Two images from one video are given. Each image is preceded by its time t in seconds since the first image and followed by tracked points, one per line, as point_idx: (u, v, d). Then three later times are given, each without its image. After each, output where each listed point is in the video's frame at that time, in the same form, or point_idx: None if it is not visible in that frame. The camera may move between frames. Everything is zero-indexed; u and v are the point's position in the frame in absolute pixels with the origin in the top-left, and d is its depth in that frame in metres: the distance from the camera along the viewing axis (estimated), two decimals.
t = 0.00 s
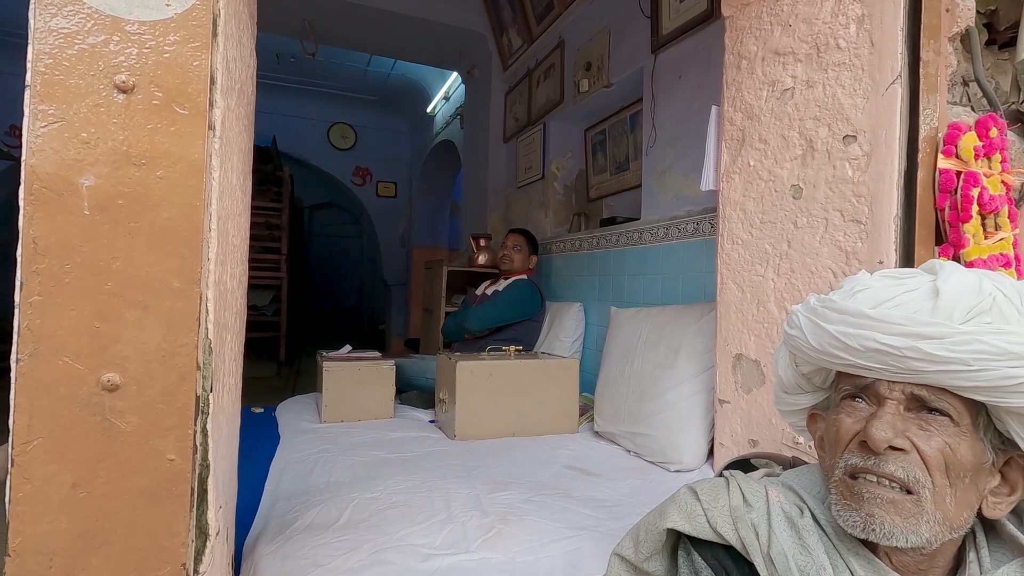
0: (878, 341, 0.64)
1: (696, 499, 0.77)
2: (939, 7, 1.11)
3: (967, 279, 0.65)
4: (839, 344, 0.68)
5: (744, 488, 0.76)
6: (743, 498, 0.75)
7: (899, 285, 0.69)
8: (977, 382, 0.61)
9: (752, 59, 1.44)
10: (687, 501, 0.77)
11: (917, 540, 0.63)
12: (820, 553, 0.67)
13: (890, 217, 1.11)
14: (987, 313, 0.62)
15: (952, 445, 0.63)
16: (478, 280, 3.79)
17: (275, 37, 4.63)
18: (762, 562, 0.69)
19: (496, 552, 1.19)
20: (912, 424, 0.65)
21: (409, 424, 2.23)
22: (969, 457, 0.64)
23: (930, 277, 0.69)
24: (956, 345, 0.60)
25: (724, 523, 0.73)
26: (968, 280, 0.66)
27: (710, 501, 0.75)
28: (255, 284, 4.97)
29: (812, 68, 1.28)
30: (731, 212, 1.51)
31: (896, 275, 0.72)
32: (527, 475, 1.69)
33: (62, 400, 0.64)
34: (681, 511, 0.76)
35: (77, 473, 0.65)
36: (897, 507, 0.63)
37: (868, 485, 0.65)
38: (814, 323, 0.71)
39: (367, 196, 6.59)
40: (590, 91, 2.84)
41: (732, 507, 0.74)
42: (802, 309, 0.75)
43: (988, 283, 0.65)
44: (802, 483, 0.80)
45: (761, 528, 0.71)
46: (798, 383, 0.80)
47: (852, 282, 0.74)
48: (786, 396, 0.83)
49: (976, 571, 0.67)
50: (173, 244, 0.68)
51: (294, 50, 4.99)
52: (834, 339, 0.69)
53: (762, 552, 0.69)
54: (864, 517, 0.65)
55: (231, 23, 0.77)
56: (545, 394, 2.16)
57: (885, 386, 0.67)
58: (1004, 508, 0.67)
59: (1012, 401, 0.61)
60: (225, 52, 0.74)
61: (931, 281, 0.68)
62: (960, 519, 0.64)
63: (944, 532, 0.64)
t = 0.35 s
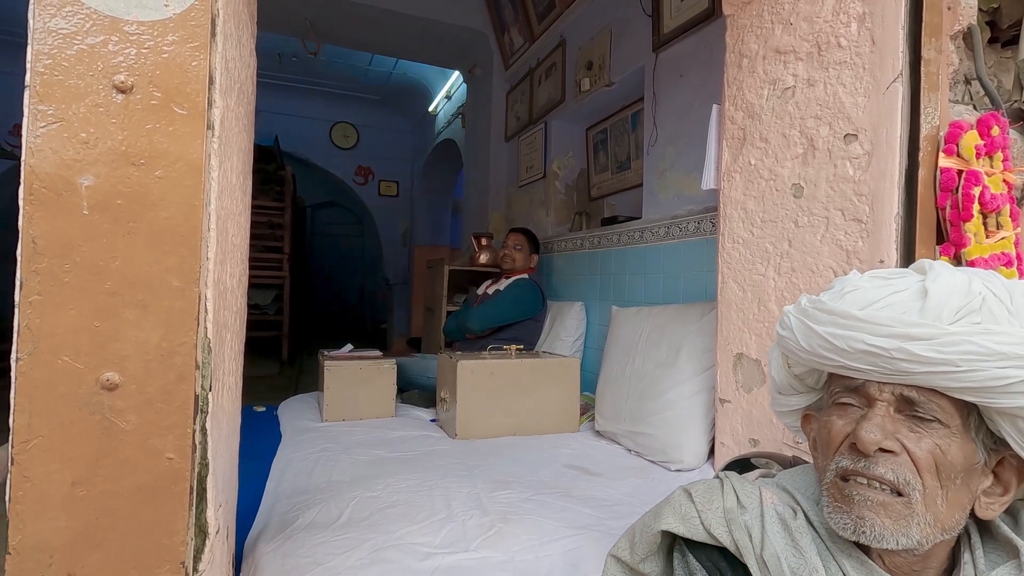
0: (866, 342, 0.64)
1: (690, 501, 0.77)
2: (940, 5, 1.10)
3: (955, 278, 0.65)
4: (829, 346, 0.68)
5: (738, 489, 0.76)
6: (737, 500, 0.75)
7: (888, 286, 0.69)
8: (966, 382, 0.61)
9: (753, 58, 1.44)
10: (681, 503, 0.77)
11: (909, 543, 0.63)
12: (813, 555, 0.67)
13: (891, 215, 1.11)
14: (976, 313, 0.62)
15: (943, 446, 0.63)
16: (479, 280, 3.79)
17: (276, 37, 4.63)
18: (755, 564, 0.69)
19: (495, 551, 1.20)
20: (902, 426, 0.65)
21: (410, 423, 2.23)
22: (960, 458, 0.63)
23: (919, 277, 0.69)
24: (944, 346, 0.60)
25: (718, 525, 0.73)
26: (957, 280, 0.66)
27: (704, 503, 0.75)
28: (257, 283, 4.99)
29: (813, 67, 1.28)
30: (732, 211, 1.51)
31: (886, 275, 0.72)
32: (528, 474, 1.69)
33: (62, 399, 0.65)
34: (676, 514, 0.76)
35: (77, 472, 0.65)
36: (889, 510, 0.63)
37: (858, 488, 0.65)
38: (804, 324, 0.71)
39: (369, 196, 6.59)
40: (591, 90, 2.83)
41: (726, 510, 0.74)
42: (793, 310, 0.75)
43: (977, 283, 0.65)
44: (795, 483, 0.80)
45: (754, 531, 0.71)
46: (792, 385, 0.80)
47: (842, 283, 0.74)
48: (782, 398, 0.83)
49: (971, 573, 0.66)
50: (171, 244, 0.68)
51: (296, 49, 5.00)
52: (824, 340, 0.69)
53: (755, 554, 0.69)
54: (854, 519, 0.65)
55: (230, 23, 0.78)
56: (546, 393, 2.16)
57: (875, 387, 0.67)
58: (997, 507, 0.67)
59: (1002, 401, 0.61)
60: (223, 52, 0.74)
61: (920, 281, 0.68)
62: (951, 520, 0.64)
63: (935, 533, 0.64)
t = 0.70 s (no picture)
0: (808, 340, 0.67)
1: (685, 497, 0.77)
2: (942, 4, 1.10)
3: (897, 273, 0.66)
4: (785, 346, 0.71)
5: (733, 486, 0.77)
6: (731, 496, 0.76)
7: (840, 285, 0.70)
8: (903, 374, 0.62)
9: (755, 56, 1.44)
10: (676, 499, 0.77)
11: (862, 532, 0.65)
12: (806, 552, 0.68)
13: (891, 214, 1.11)
14: (914, 306, 0.63)
15: (893, 439, 0.64)
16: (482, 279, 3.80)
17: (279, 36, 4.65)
18: (748, 558, 0.69)
19: (496, 548, 1.20)
20: (853, 420, 0.66)
21: (412, 421, 2.24)
22: (915, 450, 0.64)
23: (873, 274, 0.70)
24: (875, 340, 0.62)
25: (713, 521, 0.73)
26: (903, 274, 0.67)
27: (699, 499, 0.76)
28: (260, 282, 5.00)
29: (814, 65, 1.28)
30: (733, 210, 1.51)
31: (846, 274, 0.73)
32: (530, 472, 1.70)
33: (67, 395, 0.66)
34: (671, 509, 0.76)
35: (80, 467, 0.66)
36: (838, 500, 0.65)
37: (812, 479, 0.68)
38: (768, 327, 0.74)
39: (372, 195, 6.61)
40: (593, 89, 2.84)
41: (720, 506, 0.74)
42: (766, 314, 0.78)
43: (923, 275, 0.66)
44: (788, 480, 0.81)
45: (748, 526, 0.71)
46: (784, 388, 0.80)
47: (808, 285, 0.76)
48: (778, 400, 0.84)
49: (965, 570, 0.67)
50: (174, 242, 0.69)
51: (299, 49, 5.01)
52: (783, 341, 0.72)
53: (748, 549, 0.70)
54: (808, 508, 0.67)
55: (232, 24, 0.78)
56: (548, 391, 2.17)
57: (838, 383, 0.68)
58: (979, 501, 0.65)
59: (947, 391, 0.61)
60: (225, 52, 0.75)
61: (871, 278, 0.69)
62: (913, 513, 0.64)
63: (893, 524, 0.65)
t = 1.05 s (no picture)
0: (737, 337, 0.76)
1: (670, 479, 0.82)
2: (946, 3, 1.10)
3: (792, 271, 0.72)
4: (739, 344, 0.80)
5: (716, 472, 0.81)
6: (713, 480, 0.80)
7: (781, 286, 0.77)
8: (780, 359, 0.68)
9: (758, 56, 1.43)
10: (663, 481, 0.82)
11: (770, 503, 0.70)
12: (772, 531, 0.70)
13: (894, 214, 1.10)
14: (792, 297, 0.68)
15: (791, 416, 0.69)
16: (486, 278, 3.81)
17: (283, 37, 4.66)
18: (717, 534, 0.73)
19: (499, 546, 1.21)
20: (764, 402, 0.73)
21: (415, 420, 2.25)
22: (807, 427, 0.68)
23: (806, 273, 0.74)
24: (756, 331, 0.70)
25: (690, 500, 0.77)
26: (809, 269, 0.71)
27: (682, 481, 0.80)
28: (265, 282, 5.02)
29: (817, 65, 1.26)
30: (736, 209, 1.49)
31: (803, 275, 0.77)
32: (533, 471, 1.70)
33: (75, 393, 0.66)
34: (657, 489, 0.82)
35: (89, 463, 0.67)
36: (750, 472, 0.74)
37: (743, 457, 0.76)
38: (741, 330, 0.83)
39: (375, 195, 6.62)
40: (597, 89, 2.84)
41: (699, 487, 0.78)
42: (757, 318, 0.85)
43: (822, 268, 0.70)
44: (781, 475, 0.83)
45: (719, 505, 0.75)
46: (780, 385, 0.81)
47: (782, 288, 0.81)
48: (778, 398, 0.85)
49: (914, 554, 0.65)
50: (181, 241, 0.70)
51: (303, 49, 5.03)
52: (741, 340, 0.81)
53: (719, 526, 0.73)
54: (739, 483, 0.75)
55: (238, 25, 0.79)
56: (552, 390, 2.17)
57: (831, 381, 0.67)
58: (876, 480, 0.64)
59: (810, 370, 0.65)
60: (231, 53, 0.76)
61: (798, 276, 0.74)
62: (818, 487, 0.67)
63: (801, 498, 0.68)
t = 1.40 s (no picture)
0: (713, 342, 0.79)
1: (659, 486, 0.85)
2: (948, 2, 1.09)
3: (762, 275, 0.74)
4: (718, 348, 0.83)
5: (702, 476, 0.84)
6: (699, 485, 0.82)
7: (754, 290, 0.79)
8: (754, 364, 0.71)
9: (760, 56, 1.39)
10: (651, 488, 0.85)
11: (752, 507, 0.72)
12: (757, 536, 0.72)
13: (897, 214, 1.09)
14: (763, 303, 0.71)
15: (770, 422, 0.71)
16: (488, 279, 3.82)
17: (287, 37, 4.67)
18: (704, 538, 0.75)
19: (502, 545, 1.21)
20: (741, 406, 0.75)
21: (418, 420, 2.26)
22: (783, 431, 0.70)
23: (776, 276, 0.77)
24: (730, 338, 0.73)
25: (677, 505, 0.80)
26: (778, 274, 0.74)
27: (670, 487, 0.83)
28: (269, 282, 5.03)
29: (819, 65, 1.24)
30: (737, 210, 1.45)
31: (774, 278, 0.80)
32: (536, 470, 1.71)
33: (83, 392, 0.67)
34: (645, 495, 0.84)
35: (96, 461, 0.68)
36: (731, 478, 0.75)
37: (723, 462, 0.78)
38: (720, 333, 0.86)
39: (379, 195, 6.63)
40: (600, 89, 2.84)
41: (686, 492, 0.81)
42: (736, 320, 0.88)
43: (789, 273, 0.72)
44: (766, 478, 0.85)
45: (705, 510, 0.77)
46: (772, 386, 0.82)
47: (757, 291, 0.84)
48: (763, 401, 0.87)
49: (895, 553, 0.68)
50: (187, 242, 0.71)
51: (307, 49, 5.04)
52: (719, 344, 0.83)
53: (705, 530, 0.75)
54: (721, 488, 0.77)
55: (242, 28, 0.80)
56: (554, 390, 2.18)
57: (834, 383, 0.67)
58: (853, 482, 0.67)
59: (783, 374, 0.68)
60: (236, 56, 0.77)
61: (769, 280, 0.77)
62: (797, 490, 0.70)
63: (782, 502, 0.71)
